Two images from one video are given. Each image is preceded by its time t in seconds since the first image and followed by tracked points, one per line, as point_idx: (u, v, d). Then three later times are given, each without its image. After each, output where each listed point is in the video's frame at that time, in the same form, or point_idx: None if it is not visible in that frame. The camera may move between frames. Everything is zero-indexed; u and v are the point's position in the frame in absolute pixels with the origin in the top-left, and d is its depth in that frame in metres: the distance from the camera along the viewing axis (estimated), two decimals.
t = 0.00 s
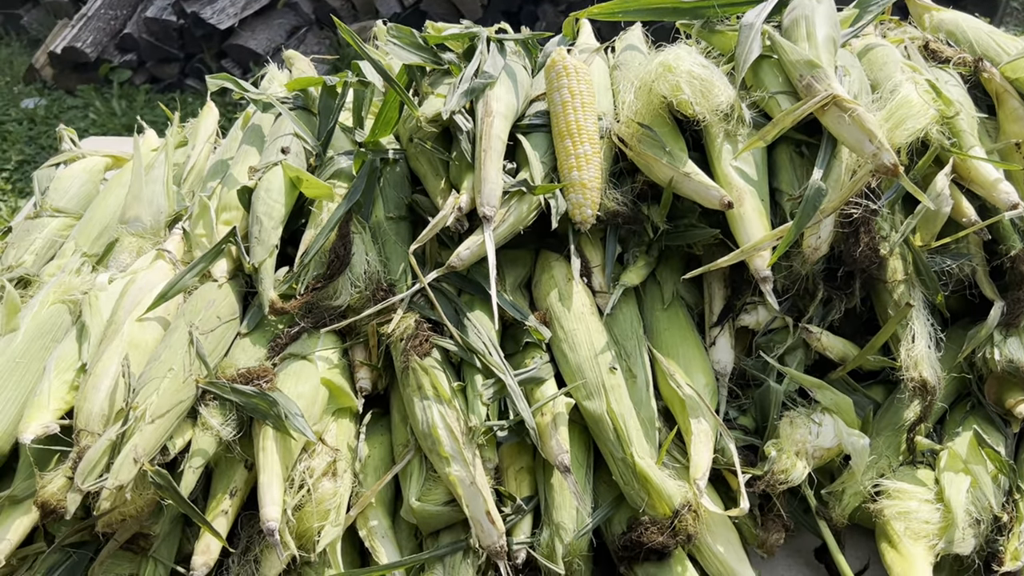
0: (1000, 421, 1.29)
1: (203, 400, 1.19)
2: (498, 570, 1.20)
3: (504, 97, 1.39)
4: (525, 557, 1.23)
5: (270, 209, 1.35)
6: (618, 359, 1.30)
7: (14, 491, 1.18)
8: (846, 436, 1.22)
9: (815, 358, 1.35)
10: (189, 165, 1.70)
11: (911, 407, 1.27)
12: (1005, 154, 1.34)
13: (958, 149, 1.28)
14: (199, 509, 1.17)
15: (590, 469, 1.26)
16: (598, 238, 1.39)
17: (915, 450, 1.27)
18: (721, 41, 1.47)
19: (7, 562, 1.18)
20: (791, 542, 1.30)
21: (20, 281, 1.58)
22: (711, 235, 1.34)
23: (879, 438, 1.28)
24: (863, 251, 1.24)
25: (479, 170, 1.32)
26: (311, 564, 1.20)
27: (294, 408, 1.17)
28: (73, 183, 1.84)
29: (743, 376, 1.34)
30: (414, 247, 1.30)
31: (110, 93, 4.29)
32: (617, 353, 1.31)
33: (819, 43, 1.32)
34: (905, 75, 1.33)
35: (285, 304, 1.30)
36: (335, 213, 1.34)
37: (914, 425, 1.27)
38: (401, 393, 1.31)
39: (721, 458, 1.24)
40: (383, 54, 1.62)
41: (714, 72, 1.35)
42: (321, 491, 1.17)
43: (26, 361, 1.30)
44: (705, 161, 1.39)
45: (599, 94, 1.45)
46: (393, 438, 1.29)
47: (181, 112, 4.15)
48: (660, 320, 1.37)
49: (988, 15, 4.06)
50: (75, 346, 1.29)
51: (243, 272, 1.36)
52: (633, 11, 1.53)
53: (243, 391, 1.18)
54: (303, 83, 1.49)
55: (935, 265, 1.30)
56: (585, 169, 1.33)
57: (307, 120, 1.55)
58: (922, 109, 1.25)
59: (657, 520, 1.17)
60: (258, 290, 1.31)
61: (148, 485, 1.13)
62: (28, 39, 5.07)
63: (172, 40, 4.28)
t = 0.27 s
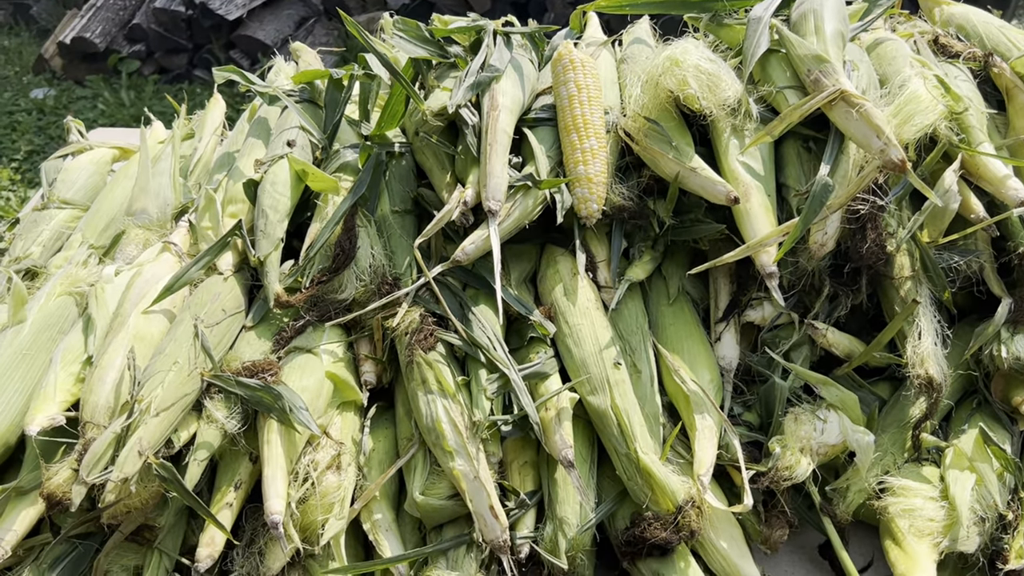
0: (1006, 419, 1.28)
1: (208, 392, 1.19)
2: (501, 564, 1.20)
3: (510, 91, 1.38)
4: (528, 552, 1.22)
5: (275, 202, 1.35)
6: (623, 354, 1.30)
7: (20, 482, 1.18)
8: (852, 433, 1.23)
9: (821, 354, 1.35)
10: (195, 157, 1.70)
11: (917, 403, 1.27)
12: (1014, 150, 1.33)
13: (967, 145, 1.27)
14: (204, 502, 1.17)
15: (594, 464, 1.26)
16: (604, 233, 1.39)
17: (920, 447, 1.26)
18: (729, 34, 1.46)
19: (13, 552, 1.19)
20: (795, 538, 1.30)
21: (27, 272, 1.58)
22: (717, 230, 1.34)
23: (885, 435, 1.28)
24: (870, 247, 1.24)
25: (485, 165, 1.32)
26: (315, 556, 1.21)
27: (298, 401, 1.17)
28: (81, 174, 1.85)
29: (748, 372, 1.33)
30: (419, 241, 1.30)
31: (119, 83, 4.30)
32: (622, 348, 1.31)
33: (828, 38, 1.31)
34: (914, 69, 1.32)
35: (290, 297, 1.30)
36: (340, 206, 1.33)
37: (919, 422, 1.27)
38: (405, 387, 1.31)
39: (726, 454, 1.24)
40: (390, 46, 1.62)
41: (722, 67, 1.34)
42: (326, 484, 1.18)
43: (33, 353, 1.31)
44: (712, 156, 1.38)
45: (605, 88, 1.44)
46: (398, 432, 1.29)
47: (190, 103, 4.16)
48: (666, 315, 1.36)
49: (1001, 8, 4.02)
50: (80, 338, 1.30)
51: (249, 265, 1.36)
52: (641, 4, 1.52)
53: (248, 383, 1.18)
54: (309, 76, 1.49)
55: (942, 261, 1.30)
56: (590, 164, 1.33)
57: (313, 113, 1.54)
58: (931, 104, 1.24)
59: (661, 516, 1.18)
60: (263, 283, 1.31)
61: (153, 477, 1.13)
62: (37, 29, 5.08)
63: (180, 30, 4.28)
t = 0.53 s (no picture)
0: (1009, 412, 1.28)
1: (213, 386, 1.20)
2: (504, 557, 1.21)
3: (513, 83, 1.38)
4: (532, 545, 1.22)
5: (279, 196, 1.35)
6: (626, 347, 1.30)
7: (25, 474, 1.19)
8: (855, 425, 1.23)
9: (824, 347, 1.34)
10: (198, 150, 1.70)
11: (920, 396, 1.28)
12: (1018, 142, 1.33)
13: (971, 138, 1.26)
14: (209, 494, 1.18)
15: (597, 457, 1.26)
16: (606, 227, 1.39)
17: (923, 440, 1.27)
18: (732, 27, 1.45)
19: (19, 544, 1.19)
20: (798, 530, 1.30)
21: (31, 266, 1.59)
22: (721, 223, 1.33)
23: (888, 428, 1.28)
24: (873, 240, 1.23)
25: (488, 158, 1.32)
26: (319, 549, 1.21)
27: (303, 394, 1.18)
28: (84, 168, 1.85)
29: (751, 365, 1.33)
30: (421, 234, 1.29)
31: (121, 77, 4.29)
32: (625, 342, 1.31)
33: (831, 30, 1.31)
34: (918, 62, 1.32)
35: (294, 291, 1.30)
36: (343, 200, 1.35)
37: (922, 415, 1.27)
38: (408, 380, 1.32)
39: (728, 447, 1.24)
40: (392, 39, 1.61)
41: (725, 59, 1.34)
42: (330, 476, 1.19)
43: (38, 346, 1.31)
44: (715, 149, 1.38)
45: (608, 81, 1.44)
46: (401, 425, 1.30)
47: (192, 96, 4.15)
48: (669, 308, 1.36)
49: None
50: (85, 331, 1.30)
51: (252, 258, 1.36)
52: None
53: (252, 376, 1.19)
54: (312, 69, 1.48)
55: (945, 254, 1.29)
56: (594, 157, 1.33)
57: (315, 106, 1.54)
58: (935, 97, 1.24)
59: (664, 508, 1.18)
60: (267, 277, 1.31)
61: (158, 470, 1.14)
62: (40, 23, 5.08)
63: (182, 23, 4.28)
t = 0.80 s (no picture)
0: (1012, 401, 1.28)
1: (216, 380, 1.19)
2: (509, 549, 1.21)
3: (513, 76, 1.38)
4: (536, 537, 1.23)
5: (280, 190, 1.35)
6: (628, 340, 1.31)
7: (30, 470, 1.19)
8: (858, 416, 1.22)
9: (826, 337, 1.34)
10: (198, 145, 1.69)
11: (923, 385, 1.27)
12: (1019, 132, 1.33)
13: (972, 128, 1.26)
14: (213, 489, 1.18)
15: (600, 449, 1.26)
16: (609, 219, 1.38)
17: (926, 430, 1.26)
18: (733, 18, 1.45)
19: (24, 540, 1.20)
20: (801, 520, 1.31)
21: (32, 262, 1.58)
22: (723, 215, 1.33)
23: (891, 418, 1.28)
24: (876, 231, 1.23)
25: (489, 150, 1.31)
26: (324, 542, 1.21)
27: (306, 388, 1.18)
28: (84, 164, 1.85)
29: (754, 356, 1.34)
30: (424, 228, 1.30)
31: (118, 73, 4.28)
32: (628, 334, 1.32)
33: (832, 21, 1.31)
34: (919, 52, 1.32)
35: (296, 285, 1.31)
36: (345, 193, 1.35)
37: (925, 405, 1.27)
38: (411, 373, 1.31)
39: (732, 438, 1.25)
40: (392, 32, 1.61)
41: (726, 51, 1.33)
42: (335, 470, 1.19)
43: (41, 342, 1.31)
44: (717, 141, 1.38)
45: (609, 73, 1.44)
46: (405, 418, 1.30)
47: (189, 92, 4.14)
48: (671, 300, 1.37)
49: None
50: (88, 327, 1.30)
51: (254, 253, 1.36)
52: None
53: (256, 371, 1.19)
54: (312, 63, 1.48)
55: (947, 245, 1.30)
56: (595, 149, 1.32)
57: (315, 100, 1.53)
58: (936, 87, 1.24)
59: (668, 500, 1.18)
60: (269, 271, 1.31)
61: (163, 465, 1.14)
62: (35, 19, 5.06)
63: (179, 19, 4.26)
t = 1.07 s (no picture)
0: (991, 391, 1.29)
1: (194, 387, 1.18)
2: (493, 551, 1.20)
3: (490, 75, 1.37)
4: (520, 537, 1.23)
5: (256, 193, 1.34)
6: (610, 338, 1.30)
7: (6, 481, 1.18)
8: (839, 410, 1.23)
9: (807, 332, 1.34)
10: (174, 149, 1.67)
11: (902, 378, 1.28)
12: (995, 124, 1.34)
13: (948, 120, 1.27)
14: (193, 496, 1.17)
15: (583, 448, 1.26)
16: (588, 217, 1.38)
17: (908, 422, 1.27)
18: (710, 13, 1.43)
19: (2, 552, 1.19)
20: (784, 515, 1.31)
21: (7, 270, 1.56)
22: (702, 211, 1.33)
23: (872, 411, 1.29)
24: (854, 225, 1.23)
25: (467, 150, 1.31)
26: (307, 548, 1.20)
27: (285, 393, 1.17)
28: (59, 169, 1.82)
29: (735, 352, 1.33)
30: (402, 229, 1.30)
31: (95, 75, 4.23)
32: (609, 332, 1.31)
33: (808, 15, 1.31)
34: (895, 45, 1.32)
35: (275, 289, 1.29)
36: (322, 195, 1.33)
37: (906, 397, 1.28)
38: (393, 375, 1.31)
39: (714, 435, 1.25)
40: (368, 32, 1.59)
41: (703, 47, 1.33)
42: (315, 475, 1.18)
43: (16, 351, 1.30)
44: (695, 137, 1.38)
45: (587, 70, 1.43)
46: (386, 421, 1.29)
47: (169, 93, 4.10)
48: (652, 297, 1.36)
49: None
50: (63, 334, 1.28)
51: (231, 257, 1.35)
52: None
53: (234, 377, 1.18)
54: (287, 64, 1.46)
55: (925, 237, 1.30)
56: (573, 147, 1.33)
57: (291, 101, 1.52)
58: (912, 80, 1.24)
59: (651, 498, 1.18)
60: (247, 275, 1.30)
61: (140, 474, 1.13)
62: (10, 22, 5.00)
63: (156, 20, 4.22)
